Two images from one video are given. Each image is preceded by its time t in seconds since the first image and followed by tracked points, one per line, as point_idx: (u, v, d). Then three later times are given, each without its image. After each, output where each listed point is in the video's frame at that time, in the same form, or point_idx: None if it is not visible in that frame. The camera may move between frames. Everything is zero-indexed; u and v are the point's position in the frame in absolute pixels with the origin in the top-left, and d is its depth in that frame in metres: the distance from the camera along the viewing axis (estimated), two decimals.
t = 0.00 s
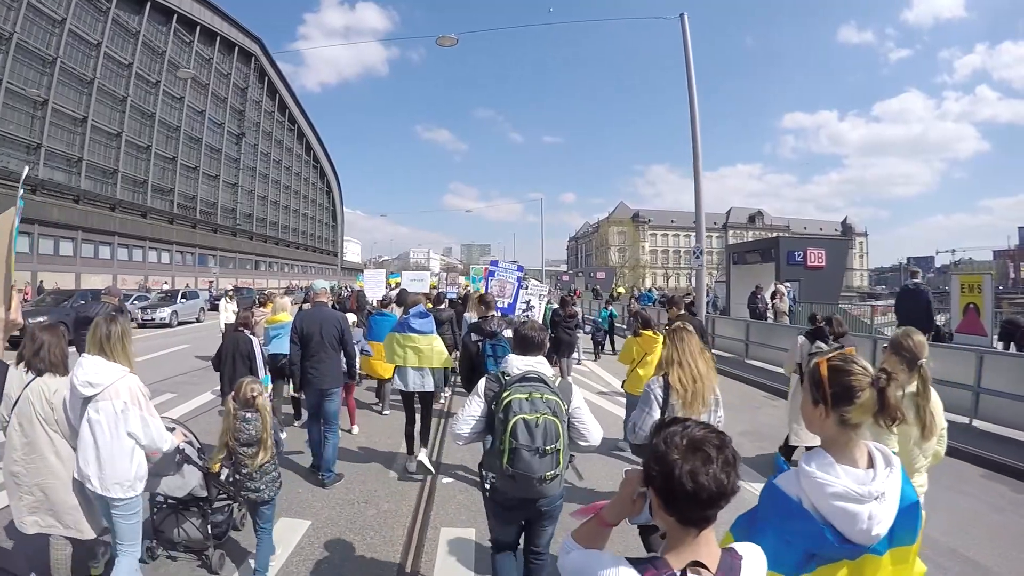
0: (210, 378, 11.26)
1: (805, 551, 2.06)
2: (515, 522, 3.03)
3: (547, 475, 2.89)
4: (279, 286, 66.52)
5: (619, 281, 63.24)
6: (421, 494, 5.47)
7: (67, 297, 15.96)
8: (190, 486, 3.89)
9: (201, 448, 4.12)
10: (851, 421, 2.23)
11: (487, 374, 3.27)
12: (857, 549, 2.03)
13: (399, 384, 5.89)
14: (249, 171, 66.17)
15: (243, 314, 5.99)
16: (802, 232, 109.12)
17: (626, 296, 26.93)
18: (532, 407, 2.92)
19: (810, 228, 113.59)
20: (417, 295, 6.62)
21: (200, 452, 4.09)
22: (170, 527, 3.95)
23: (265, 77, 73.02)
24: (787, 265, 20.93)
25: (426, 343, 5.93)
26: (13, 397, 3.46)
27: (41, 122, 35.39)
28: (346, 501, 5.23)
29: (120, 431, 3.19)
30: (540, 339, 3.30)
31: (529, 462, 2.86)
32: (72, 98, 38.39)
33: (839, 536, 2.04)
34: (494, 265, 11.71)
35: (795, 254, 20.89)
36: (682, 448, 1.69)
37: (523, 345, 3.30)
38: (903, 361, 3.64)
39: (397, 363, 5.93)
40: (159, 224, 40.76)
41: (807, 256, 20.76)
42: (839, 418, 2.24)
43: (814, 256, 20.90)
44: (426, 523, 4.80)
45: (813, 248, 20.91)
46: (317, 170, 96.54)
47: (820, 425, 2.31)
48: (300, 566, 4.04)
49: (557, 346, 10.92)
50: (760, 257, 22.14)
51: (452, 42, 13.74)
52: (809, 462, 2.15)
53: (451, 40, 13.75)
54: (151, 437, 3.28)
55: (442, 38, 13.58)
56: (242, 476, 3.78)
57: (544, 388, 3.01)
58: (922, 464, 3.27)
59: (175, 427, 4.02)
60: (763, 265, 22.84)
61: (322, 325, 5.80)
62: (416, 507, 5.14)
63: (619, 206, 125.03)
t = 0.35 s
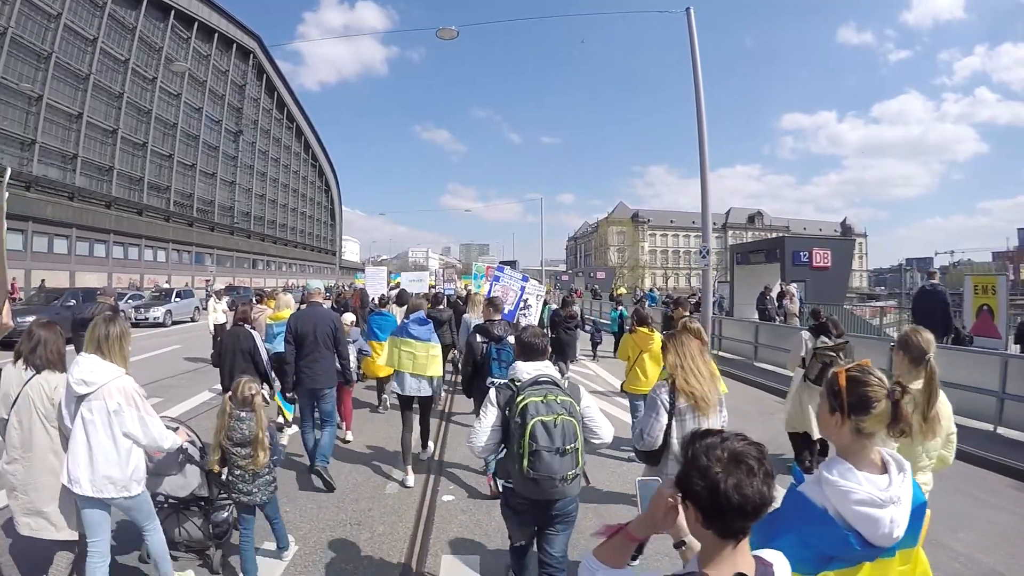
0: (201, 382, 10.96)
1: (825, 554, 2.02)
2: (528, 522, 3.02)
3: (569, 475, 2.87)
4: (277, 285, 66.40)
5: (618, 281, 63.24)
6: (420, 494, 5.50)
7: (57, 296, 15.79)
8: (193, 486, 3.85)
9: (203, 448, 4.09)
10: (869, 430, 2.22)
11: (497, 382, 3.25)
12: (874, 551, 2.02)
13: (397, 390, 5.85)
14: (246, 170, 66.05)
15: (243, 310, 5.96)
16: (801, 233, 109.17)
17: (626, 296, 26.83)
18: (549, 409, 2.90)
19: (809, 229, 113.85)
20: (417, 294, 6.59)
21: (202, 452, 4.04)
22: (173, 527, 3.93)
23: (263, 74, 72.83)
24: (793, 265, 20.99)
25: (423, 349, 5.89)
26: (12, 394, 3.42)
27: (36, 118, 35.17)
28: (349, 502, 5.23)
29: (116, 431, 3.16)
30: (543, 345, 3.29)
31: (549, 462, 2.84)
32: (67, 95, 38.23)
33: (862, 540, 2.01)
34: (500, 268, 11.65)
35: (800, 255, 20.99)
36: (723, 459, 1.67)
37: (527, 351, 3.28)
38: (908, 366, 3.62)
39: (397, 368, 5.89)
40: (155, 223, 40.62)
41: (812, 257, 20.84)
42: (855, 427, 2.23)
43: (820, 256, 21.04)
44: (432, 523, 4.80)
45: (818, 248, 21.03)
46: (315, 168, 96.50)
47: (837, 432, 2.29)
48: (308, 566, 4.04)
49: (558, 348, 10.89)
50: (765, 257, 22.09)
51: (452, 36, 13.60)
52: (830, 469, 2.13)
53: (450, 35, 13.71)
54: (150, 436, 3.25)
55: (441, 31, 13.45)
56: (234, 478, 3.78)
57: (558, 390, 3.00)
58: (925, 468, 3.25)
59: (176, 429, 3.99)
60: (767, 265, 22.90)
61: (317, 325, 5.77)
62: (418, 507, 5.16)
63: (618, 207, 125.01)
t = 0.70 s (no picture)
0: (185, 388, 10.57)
1: (832, 538, 1.99)
2: (513, 515, 2.98)
3: (543, 469, 2.83)
4: (272, 286, 66.17)
5: (614, 280, 63.23)
6: (411, 491, 5.45)
7: (42, 299, 15.56)
8: (180, 485, 3.81)
9: (188, 446, 4.05)
10: (866, 415, 2.20)
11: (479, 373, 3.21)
12: (882, 536, 1.99)
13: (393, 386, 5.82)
14: (240, 170, 65.80)
15: (228, 312, 5.93)
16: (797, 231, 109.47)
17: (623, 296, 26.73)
18: (523, 403, 2.85)
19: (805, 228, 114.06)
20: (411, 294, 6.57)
21: (187, 450, 4.01)
22: (158, 526, 3.90)
23: (257, 74, 72.52)
24: (794, 263, 21.04)
25: (419, 350, 5.89)
26: None
27: (25, 118, 34.86)
28: (342, 501, 5.18)
29: (114, 429, 3.12)
30: (531, 335, 3.25)
31: (522, 457, 2.81)
32: (57, 94, 37.93)
33: (869, 522, 1.98)
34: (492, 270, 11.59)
35: (801, 252, 21.11)
36: (705, 431, 1.66)
37: (514, 341, 3.26)
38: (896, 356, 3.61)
39: (394, 366, 5.86)
40: (148, 224, 40.39)
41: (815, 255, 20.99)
42: (852, 413, 2.21)
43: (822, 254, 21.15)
44: (424, 520, 4.76)
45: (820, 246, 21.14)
46: (309, 169, 96.21)
47: (832, 420, 2.28)
48: (300, 566, 4.00)
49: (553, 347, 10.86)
50: (766, 255, 22.04)
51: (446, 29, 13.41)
52: (830, 454, 2.12)
53: (442, 28, 13.63)
54: (146, 433, 3.21)
55: (435, 25, 13.34)
56: (228, 473, 3.73)
57: (536, 382, 2.96)
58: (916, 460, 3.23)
59: (162, 426, 3.95)
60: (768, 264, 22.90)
61: (302, 325, 5.73)
62: (412, 504, 5.11)
63: (614, 207, 125.04)
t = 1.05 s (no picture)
0: (176, 387, 10.55)
1: (804, 555, 1.97)
2: (504, 522, 2.94)
3: (538, 480, 2.81)
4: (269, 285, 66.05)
5: (613, 279, 63.20)
6: (408, 492, 5.40)
7: (29, 298, 15.38)
8: (165, 485, 3.77)
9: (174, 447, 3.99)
10: (840, 428, 2.15)
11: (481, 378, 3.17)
12: (852, 551, 1.98)
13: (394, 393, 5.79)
14: (236, 168, 65.65)
15: (221, 310, 5.88)
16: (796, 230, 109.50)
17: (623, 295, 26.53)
18: (526, 413, 2.83)
19: (804, 226, 114.07)
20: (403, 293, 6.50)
21: (173, 451, 3.96)
22: (145, 524, 3.85)
23: (253, 71, 72.34)
24: (799, 262, 20.91)
25: (411, 354, 5.82)
26: None
27: (17, 115, 34.63)
28: (335, 500, 5.15)
29: (98, 431, 3.11)
30: (537, 344, 3.22)
31: (519, 466, 2.78)
32: (50, 91, 37.71)
33: (839, 539, 1.96)
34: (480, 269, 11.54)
35: (806, 251, 20.95)
36: (656, 471, 1.62)
37: (519, 350, 3.21)
38: (884, 363, 3.53)
39: (388, 370, 5.84)
40: (143, 222, 40.23)
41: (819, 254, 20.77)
42: (827, 424, 2.17)
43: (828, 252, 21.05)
44: (418, 520, 4.74)
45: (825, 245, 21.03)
46: (307, 167, 96.05)
47: (807, 430, 2.24)
48: (293, 566, 3.97)
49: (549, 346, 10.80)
50: (771, 254, 21.96)
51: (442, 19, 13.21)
52: (801, 469, 2.08)
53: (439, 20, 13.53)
54: (128, 437, 3.20)
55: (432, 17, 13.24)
56: (215, 477, 3.70)
57: (539, 394, 2.93)
58: (913, 470, 3.22)
59: (145, 426, 3.89)
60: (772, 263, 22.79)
61: (298, 325, 5.69)
62: (408, 503, 5.10)
63: (612, 205, 125.02)
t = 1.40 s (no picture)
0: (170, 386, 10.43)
1: (822, 556, 1.95)
2: (520, 517, 2.94)
3: (560, 468, 2.79)
4: (268, 284, 66.01)
5: (615, 280, 63.14)
6: (410, 491, 5.38)
7: (21, 296, 15.20)
8: (160, 481, 3.77)
9: (169, 443, 3.99)
10: (857, 421, 2.14)
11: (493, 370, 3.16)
12: (872, 551, 1.94)
13: (388, 382, 5.80)
14: (235, 166, 65.62)
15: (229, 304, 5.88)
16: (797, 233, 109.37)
17: (624, 295, 26.45)
18: (543, 400, 2.82)
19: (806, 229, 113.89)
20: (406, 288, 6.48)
21: (167, 447, 3.96)
22: (141, 521, 3.83)
23: (254, 68, 72.28)
24: (808, 262, 20.97)
25: (420, 349, 5.82)
26: None
27: (14, 110, 34.56)
28: (338, 500, 5.12)
29: (90, 419, 3.09)
30: (543, 335, 3.21)
31: (541, 454, 2.75)
32: (47, 87, 37.66)
33: (858, 539, 1.93)
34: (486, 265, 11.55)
35: (815, 252, 21.02)
36: (644, 428, 1.64)
37: (526, 341, 3.20)
38: (887, 362, 3.56)
39: (386, 360, 5.84)
40: (141, 220, 40.17)
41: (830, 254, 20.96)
42: (845, 418, 2.15)
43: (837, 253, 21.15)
44: (422, 520, 4.72)
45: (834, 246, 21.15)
46: (307, 166, 96.11)
47: (825, 426, 2.22)
48: (297, 566, 3.94)
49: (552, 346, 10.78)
50: (779, 254, 22.03)
51: (444, 10, 13.09)
52: (820, 466, 2.05)
53: (441, 11, 13.49)
54: (120, 427, 3.18)
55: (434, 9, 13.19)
56: (208, 470, 3.70)
57: (554, 381, 2.93)
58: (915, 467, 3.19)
59: (140, 420, 3.88)
60: (779, 264, 22.72)
61: (301, 320, 5.67)
62: (411, 503, 5.08)
63: (614, 207, 124.88)
